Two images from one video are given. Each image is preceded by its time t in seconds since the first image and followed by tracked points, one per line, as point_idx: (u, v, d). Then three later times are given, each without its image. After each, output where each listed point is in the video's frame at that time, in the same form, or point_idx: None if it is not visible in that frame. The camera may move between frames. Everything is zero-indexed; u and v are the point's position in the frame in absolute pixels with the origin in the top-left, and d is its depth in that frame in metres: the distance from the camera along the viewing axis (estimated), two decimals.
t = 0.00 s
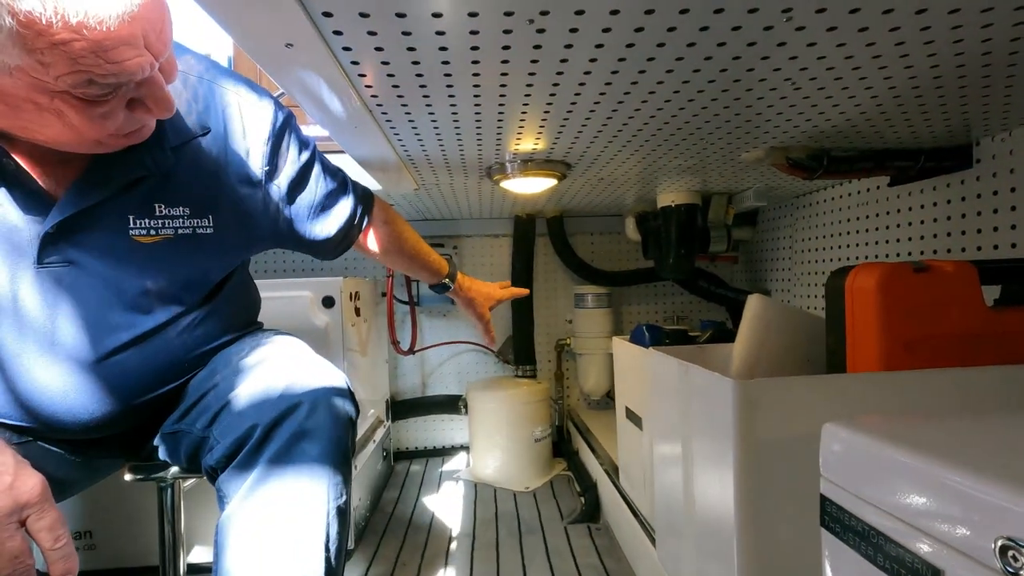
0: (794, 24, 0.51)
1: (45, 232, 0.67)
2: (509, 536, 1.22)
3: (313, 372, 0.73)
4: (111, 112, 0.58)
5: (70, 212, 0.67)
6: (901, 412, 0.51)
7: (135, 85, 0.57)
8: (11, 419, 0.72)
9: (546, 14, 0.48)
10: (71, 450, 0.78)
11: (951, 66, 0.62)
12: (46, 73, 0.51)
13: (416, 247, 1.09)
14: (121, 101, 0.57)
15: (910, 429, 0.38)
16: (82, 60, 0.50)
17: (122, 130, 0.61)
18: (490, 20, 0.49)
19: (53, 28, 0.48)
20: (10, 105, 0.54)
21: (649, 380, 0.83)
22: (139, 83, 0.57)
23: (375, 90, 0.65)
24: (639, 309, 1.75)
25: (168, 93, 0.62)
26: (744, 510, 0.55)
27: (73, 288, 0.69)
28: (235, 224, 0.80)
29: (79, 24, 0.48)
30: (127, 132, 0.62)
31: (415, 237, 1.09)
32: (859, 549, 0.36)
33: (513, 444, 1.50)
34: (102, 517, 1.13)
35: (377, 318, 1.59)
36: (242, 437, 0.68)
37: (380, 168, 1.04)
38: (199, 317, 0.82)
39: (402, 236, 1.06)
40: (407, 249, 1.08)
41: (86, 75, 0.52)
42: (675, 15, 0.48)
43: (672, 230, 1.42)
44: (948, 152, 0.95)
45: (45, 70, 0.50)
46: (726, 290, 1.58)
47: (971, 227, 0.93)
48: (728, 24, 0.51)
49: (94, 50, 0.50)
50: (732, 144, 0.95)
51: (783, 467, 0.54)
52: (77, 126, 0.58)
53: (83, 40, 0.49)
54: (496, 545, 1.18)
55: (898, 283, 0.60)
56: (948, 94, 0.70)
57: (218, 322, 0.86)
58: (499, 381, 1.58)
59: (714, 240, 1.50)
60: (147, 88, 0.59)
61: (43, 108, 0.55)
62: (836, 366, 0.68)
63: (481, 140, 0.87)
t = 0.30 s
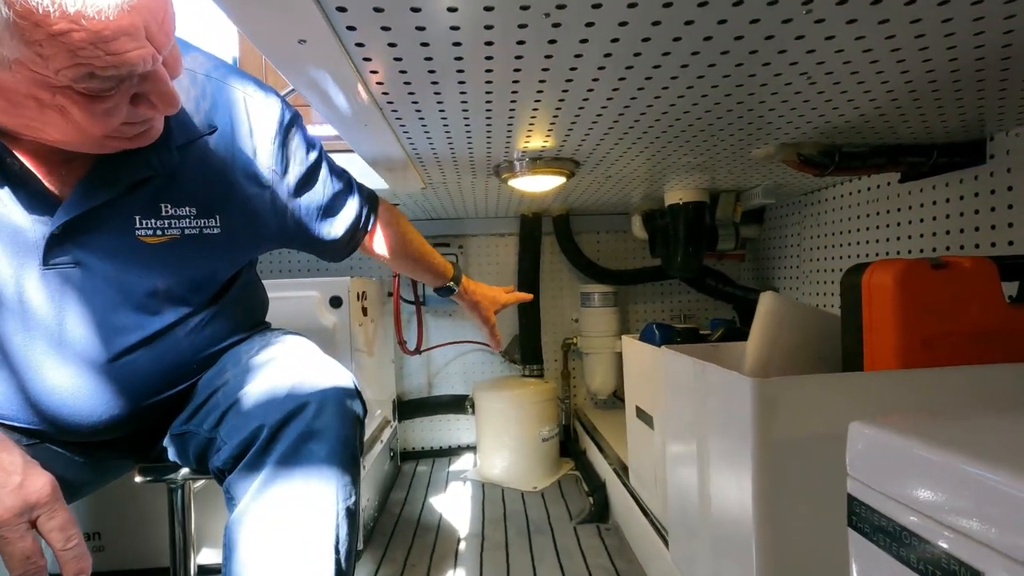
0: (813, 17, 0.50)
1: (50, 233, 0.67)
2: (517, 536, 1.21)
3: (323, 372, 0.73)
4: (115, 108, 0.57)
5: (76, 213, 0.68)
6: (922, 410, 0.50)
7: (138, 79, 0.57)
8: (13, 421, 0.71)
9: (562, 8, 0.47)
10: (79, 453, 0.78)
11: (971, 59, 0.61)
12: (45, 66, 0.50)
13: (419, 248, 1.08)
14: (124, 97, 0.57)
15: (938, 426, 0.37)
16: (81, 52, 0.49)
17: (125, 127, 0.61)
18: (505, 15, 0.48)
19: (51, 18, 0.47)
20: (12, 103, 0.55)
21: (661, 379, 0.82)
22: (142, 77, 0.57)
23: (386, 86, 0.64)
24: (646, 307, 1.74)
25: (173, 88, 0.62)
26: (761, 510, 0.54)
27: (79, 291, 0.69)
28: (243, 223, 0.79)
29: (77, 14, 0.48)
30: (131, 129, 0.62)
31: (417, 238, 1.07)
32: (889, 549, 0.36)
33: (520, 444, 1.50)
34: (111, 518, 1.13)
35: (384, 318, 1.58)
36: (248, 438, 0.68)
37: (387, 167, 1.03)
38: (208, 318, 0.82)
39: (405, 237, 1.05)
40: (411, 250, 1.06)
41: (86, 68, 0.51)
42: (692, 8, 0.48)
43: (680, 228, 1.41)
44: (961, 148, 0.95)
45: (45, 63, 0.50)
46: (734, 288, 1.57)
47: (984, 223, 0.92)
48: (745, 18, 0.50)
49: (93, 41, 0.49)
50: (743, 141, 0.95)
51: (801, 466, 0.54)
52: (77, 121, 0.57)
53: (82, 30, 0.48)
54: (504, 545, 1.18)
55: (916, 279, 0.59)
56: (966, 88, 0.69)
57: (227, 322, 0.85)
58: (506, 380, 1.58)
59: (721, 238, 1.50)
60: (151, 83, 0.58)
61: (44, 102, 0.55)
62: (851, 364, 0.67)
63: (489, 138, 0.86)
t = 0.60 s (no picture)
0: (822, 14, 0.50)
1: (74, 231, 0.68)
2: (523, 535, 1.22)
3: (328, 371, 0.71)
4: (142, 110, 0.58)
5: (99, 212, 0.69)
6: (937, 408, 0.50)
7: (167, 82, 0.57)
8: (21, 412, 0.71)
9: (571, 6, 0.47)
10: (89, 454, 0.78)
11: (979, 56, 0.60)
12: (81, 67, 0.51)
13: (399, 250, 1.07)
14: (152, 99, 0.57)
15: (951, 422, 0.37)
16: (116, 53, 0.50)
17: (150, 129, 0.62)
18: (514, 13, 0.48)
19: (91, 21, 0.48)
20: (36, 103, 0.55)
21: (668, 377, 0.83)
22: (171, 79, 0.57)
23: (393, 86, 0.64)
24: (650, 306, 1.74)
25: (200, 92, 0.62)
26: (770, 509, 0.54)
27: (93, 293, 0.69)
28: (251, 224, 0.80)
29: (117, 17, 0.48)
30: (155, 130, 0.63)
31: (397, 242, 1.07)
32: (903, 547, 0.35)
33: (526, 443, 1.50)
34: (119, 518, 1.13)
35: (388, 317, 1.58)
36: (259, 439, 0.68)
37: (393, 167, 1.04)
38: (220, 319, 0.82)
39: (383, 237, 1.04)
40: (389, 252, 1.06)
41: (119, 68, 0.52)
42: (701, 6, 0.48)
43: (684, 226, 1.41)
44: (968, 145, 0.94)
45: (80, 65, 0.50)
46: (739, 287, 1.56)
47: (991, 220, 0.91)
48: (755, 16, 0.50)
49: (128, 43, 0.50)
50: (748, 139, 0.94)
51: (810, 464, 0.54)
52: (105, 121, 0.58)
53: (120, 33, 0.49)
54: (511, 544, 1.18)
55: (924, 277, 0.59)
56: (973, 84, 0.68)
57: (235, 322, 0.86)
58: (511, 380, 1.58)
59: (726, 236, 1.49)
60: (178, 84, 0.58)
61: (73, 104, 0.55)
62: (858, 362, 0.67)
63: (494, 138, 0.86)
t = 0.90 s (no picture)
0: (823, 13, 0.50)
1: (86, 229, 0.68)
2: (525, 533, 1.22)
3: (326, 369, 0.70)
4: (160, 107, 0.59)
5: (113, 209, 0.69)
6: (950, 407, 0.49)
7: (184, 80, 0.57)
8: (31, 412, 0.71)
9: (571, 5, 0.47)
10: (100, 450, 0.79)
11: (981, 53, 0.60)
12: (105, 66, 0.52)
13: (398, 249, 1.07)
14: (170, 97, 0.58)
15: (952, 420, 0.37)
16: (140, 53, 0.51)
17: (165, 126, 0.64)
18: (515, 12, 0.48)
19: (117, 22, 0.49)
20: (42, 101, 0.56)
21: (669, 376, 0.83)
22: (187, 77, 0.57)
23: (394, 86, 0.64)
24: (652, 304, 1.74)
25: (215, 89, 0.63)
26: (770, 507, 0.54)
27: (104, 297, 0.70)
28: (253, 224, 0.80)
29: (142, 18, 0.49)
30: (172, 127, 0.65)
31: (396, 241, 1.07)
32: (904, 546, 0.35)
33: (529, 441, 1.50)
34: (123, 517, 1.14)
35: (390, 316, 1.59)
36: (258, 441, 0.68)
37: (394, 167, 1.04)
38: (228, 315, 0.84)
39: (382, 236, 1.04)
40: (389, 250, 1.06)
41: (145, 68, 0.53)
42: (701, 5, 0.48)
43: (686, 225, 1.40)
44: (970, 142, 0.94)
45: (105, 63, 0.51)
46: (741, 285, 1.56)
47: (994, 218, 0.91)
48: (755, 14, 0.50)
49: (151, 43, 0.51)
50: (749, 138, 0.94)
51: (811, 462, 0.54)
52: (127, 121, 0.60)
53: (143, 34, 0.50)
54: (513, 542, 1.18)
55: (927, 274, 0.59)
56: (976, 82, 0.68)
57: (237, 322, 0.86)
58: (513, 379, 1.57)
59: (728, 235, 1.49)
60: (195, 83, 0.59)
61: (95, 102, 0.56)
62: (860, 360, 0.67)
63: (495, 137, 0.86)
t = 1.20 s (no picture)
0: (833, 8, 0.50)
1: (104, 224, 0.69)
2: (530, 529, 1.22)
3: (334, 365, 0.70)
4: (182, 103, 0.60)
5: (128, 206, 0.70)
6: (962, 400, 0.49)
7: (205, 79, 0.59)
8: (40, 404, 0.72)
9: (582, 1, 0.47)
10: (110, 445, 0.80)
11: (989, 49, 0.60)
12: (134, 64, 0.53)
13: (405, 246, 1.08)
14: (191, 93, 0.60)
15: (965, 416, 0.37)
16: (169, 52, 0.53)
17: (184, 122, 0.65)
18: (525, 9, 0.48)
19: (150, 22, 0.50)
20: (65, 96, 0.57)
21: (676, 372, 0.83)
22: (207, 75, 0.59)
23: (403, 82, 0.64)
24: (655, 302, 1.74)
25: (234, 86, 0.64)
26: (779, 503, 0.54)
27: (116, 289, 0.71)
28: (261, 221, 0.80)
29: (173, 18, 0.51)
30: (189, 123, 0.66)
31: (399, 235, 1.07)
32: (916, 539, 0.35)
33: (533, 438, 1.50)
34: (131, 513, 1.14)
35: (395, 314, 1.59)
36: (268, 437, 0.68)
37: (400, 164, 1.04)
38: (241, 309, 0.85)
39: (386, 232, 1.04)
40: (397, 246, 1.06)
41: (171, 66, 0.55)
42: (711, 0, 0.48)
43: (690, 222, 1.40)
44: (977, 138, 0.94)
45: (133, 61, 0.53)
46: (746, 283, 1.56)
47: (1002, 214, 0.91)
48: (765, 10, 0.49)
49: (180, 43, 0.53)
50: (755, 134, 0.94)
51: (820, 459, 0.54)
52: (149, 116, 0.61)
53: (174, 33, 0.52)
54: (518, 538, 1.19)
55: (935, 270, 0.59)
56: (983, 78, 0.68)
57: (245, 319, 0.86)
58: (517, 376, 1.57)
59: (733, 231, 1.49)
60: (216, 80, 0.60)
61: (118, 99, 0.57)
62: (868, 356, 0.67)
63: (501, 134, 0.87)
